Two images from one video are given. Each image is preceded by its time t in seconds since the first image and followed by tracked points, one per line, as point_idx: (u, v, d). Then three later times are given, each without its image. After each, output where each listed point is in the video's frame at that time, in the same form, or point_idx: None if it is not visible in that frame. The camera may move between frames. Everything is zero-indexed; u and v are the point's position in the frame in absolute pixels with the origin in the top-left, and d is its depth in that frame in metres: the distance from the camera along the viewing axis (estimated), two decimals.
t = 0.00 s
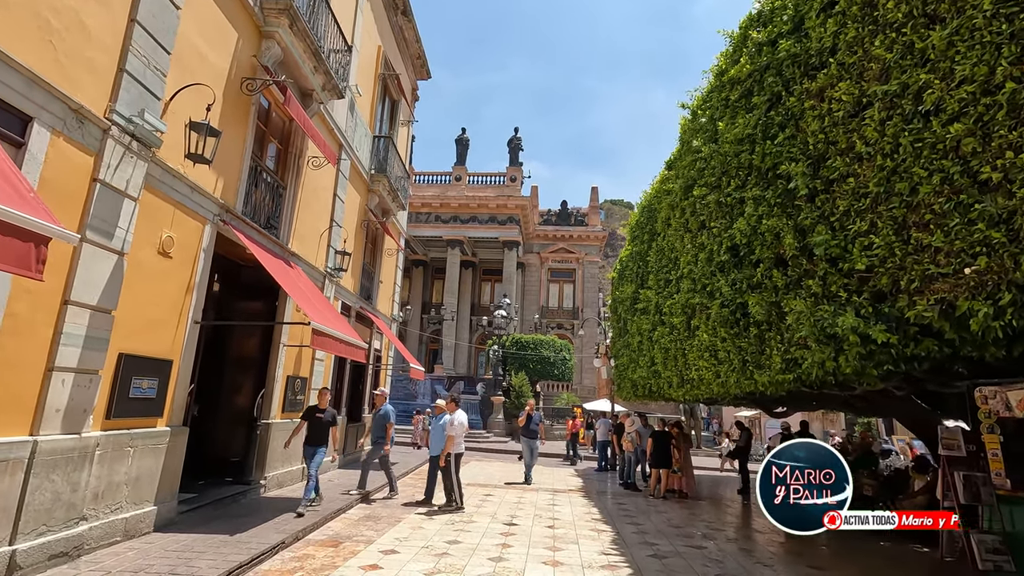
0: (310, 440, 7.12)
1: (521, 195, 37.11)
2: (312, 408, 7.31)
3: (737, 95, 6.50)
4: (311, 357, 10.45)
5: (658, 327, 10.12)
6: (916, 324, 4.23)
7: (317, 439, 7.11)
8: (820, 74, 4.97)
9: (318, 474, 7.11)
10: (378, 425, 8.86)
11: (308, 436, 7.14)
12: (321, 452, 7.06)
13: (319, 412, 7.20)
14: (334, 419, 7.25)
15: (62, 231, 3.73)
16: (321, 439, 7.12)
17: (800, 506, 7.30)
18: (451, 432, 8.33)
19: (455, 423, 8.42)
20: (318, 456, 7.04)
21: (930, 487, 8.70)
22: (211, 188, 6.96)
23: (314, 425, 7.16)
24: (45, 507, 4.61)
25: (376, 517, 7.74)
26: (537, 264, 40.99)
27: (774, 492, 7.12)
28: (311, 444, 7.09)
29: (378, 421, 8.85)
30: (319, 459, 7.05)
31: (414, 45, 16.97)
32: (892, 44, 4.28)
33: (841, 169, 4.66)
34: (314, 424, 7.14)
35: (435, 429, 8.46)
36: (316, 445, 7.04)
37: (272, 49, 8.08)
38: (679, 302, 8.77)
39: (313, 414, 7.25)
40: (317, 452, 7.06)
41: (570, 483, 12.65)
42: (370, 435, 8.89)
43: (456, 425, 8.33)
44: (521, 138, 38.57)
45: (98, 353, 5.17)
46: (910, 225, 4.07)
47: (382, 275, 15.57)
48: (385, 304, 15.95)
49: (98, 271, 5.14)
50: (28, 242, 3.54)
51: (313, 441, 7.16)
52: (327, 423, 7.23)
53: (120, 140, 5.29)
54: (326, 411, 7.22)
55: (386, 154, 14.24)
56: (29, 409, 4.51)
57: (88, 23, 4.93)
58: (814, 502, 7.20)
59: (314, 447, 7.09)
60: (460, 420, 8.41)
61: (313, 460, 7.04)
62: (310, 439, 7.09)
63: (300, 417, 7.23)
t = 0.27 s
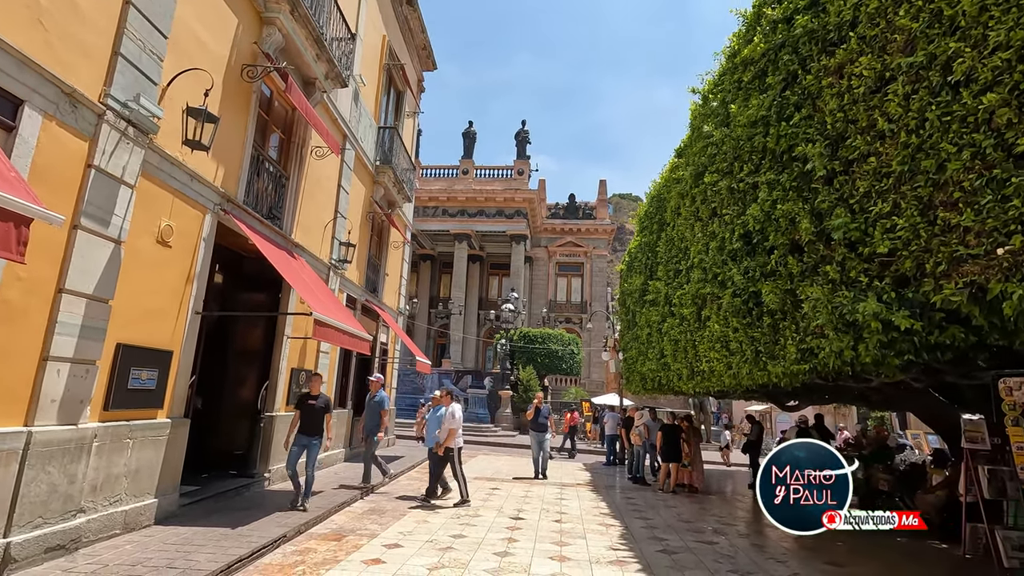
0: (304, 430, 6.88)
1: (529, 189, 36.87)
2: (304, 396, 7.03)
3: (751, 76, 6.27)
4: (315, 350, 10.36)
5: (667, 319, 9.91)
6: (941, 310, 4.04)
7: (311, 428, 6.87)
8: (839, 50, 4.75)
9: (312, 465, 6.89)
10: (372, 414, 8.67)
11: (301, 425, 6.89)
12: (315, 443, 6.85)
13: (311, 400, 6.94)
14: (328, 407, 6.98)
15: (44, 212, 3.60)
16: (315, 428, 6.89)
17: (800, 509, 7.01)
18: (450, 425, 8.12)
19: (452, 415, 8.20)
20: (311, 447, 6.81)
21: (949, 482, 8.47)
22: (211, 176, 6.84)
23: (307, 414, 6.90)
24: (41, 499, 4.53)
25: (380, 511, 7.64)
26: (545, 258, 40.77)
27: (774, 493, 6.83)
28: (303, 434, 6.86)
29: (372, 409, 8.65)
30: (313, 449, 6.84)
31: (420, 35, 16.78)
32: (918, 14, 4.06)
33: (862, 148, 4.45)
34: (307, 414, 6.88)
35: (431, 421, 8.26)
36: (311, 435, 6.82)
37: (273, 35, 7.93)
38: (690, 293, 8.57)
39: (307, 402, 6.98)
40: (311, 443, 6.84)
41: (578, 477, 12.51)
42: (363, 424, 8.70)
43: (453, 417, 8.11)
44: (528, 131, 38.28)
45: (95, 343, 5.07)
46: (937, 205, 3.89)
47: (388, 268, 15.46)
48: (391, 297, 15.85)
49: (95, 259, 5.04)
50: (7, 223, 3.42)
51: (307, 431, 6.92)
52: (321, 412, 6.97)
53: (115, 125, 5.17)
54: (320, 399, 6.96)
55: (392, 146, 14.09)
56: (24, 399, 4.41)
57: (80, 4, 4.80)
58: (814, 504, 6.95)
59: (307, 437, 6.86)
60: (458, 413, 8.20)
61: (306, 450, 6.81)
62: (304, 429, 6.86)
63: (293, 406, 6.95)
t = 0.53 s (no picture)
0: (280, 436, 6.40)
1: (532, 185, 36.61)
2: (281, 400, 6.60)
3: (758, 62, 6.04)
4: (313, 347, 10.20)
5: (672, 315, 9.69)
6: (962, 304, 3.83)
7: (289, 434, 6.40)
8: (852, 30, 4.52)
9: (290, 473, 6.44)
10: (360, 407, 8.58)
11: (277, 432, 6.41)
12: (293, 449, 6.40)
13: (288, 404, 6.49)
14: (305, 411, 6.52)
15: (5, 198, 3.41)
16: (293, 434, 6.43)
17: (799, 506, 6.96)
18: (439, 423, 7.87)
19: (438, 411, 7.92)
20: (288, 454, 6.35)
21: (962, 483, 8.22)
22: (201, 168, 6.66)
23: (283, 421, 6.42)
24: (20, 501, 4.36)
25: (376, 511, 7.47)
26: (549, 255, 40.53)
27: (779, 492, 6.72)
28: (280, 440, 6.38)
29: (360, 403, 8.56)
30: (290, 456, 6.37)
31: (420, 29, 16.55)
32: None
33: (877, 133, 4.23)
34: (284, 419, 6.41)
35: (415, 418, 8.00)
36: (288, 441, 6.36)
37: (266, 24, 7.73)
38: (694, 288, 8.35)
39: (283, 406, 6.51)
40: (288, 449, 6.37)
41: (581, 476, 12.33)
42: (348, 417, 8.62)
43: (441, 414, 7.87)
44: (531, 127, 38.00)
45: (77, 339, 4.90)
46: (958, 191, 3.67)
47: (389, 264, 15.28)
48: (392, 294, 15.67)
49: (76, 252, 4.86)
50: None
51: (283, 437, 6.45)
52: (299, 416, 6.51)
53: (98, 113, 4.98)
54: (297, 402, 6.53)
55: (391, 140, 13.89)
56: None
57: None
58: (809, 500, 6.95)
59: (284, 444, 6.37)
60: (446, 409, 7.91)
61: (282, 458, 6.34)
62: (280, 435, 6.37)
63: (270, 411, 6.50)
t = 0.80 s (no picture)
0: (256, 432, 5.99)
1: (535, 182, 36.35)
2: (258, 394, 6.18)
3: (771, 46, 5.79)
4: (311, 345, 10.00)
5: (678, 312, 9.44)
6: (996, 297, 3.58)
7: (264, 430, 5.98)
8: (874, 7, 4.27)
9: (265, 474, 5.96)
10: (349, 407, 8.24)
11: (252, 426, 5.99)
12: (268, 447, 5.95)
13: (266, 398, 6.05)
14: (285, 406, 6.11)
15: None
16: (270, 429, 6.00)
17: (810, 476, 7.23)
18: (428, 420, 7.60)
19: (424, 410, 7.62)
20: (263, 452, 5.91)
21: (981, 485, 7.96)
22: (193, 160, 6.45)
23: (259, 414, 6.01)
24: None
25: (375, 514, 7.27)
26: (552, 252, 40.28)
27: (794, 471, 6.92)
28: (254, 438, 5.95)
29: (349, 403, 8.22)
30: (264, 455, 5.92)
31: (422, 22, 16.33)
32: None
33: (902, 115, 3.98)
34: (261, 414, 5.99)
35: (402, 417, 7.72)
36: (262, 438, 5.92)
37: (261, 13, 7.52)
38: (702, 283, 8.10)
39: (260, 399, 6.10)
40: (263, 447, 5.93)
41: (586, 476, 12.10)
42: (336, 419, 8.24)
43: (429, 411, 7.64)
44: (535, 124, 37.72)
45: (60, 336, 4.69)
46: (994, 174, 3.42)
47: (390, 261, 15.07)
48: (393, 291, 15.47)
49: (59, 246, 4.66)
50: None
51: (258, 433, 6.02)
52: (278, 412, 6.09)
53: (80, 101, 4.78)
54: (276, 397, 6.12)
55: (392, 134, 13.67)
56: None
57: None
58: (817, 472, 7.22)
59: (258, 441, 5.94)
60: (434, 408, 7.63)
61: (257, 456, 5.91)
62: (254, 431, 5.95)
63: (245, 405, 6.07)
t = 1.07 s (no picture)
0: (228, 438, 5.37)
1: (539, 179, 36.09)
2: (232, 396, 5.58)
3: (785, 26, 5.54)
4: (311, 342, 9.80)
5: (686, 307, 9.19)
6: None
7: (239, 436, 5.38)
8: None
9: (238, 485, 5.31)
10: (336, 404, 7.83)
11: (225, 432, 5.37)
12: (244, 455, 5.35)
13: (241, 401, 5.46)
14: (262, 411, 5.52)
15: None
16: (245, 435, 5.40)
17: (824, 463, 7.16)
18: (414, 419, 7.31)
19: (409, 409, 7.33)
20: (237, 460, 5.31)
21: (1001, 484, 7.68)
22: (185, 149, 6.25)
23: (232, 418, 5.39)
24: None
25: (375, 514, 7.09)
26: (556, 250, 40.03)
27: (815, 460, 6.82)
28: (227, 444, 5.35)
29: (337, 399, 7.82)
30: (239, 464, 5.32)
31: (424, 16, 16.10)
32: None
33: (931, 90, 3.74)
34: (235, 418, 5.38)
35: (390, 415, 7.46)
36: (237, 444, 5.32)
37: None
38: (711, 277, 7.86)
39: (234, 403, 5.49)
40: (238, 455, 5.34)
41: (591, 475, 11.87)
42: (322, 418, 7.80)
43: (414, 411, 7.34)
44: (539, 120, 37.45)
45: (43, 330, 4.50)
46: None
47: (392, 258, 14.86)
48: (395, 288, 15.26)
49: (41, 236, 4.46)
50: None
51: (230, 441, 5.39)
52: (255, 417, 5.49)
53: (63, 84, 4.57)
54: (253, 400, 5.52)
55: (393, 128, 13.45)
56: None
57: None
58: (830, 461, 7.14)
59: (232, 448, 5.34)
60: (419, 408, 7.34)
61: (231, 464, 5.31)
62: (227, 436, 5.34)
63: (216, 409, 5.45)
